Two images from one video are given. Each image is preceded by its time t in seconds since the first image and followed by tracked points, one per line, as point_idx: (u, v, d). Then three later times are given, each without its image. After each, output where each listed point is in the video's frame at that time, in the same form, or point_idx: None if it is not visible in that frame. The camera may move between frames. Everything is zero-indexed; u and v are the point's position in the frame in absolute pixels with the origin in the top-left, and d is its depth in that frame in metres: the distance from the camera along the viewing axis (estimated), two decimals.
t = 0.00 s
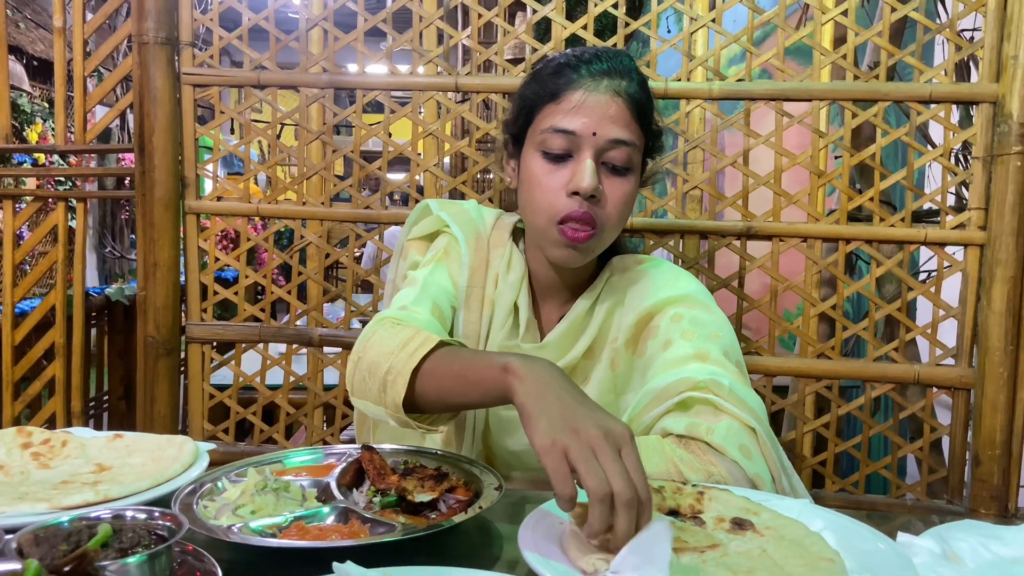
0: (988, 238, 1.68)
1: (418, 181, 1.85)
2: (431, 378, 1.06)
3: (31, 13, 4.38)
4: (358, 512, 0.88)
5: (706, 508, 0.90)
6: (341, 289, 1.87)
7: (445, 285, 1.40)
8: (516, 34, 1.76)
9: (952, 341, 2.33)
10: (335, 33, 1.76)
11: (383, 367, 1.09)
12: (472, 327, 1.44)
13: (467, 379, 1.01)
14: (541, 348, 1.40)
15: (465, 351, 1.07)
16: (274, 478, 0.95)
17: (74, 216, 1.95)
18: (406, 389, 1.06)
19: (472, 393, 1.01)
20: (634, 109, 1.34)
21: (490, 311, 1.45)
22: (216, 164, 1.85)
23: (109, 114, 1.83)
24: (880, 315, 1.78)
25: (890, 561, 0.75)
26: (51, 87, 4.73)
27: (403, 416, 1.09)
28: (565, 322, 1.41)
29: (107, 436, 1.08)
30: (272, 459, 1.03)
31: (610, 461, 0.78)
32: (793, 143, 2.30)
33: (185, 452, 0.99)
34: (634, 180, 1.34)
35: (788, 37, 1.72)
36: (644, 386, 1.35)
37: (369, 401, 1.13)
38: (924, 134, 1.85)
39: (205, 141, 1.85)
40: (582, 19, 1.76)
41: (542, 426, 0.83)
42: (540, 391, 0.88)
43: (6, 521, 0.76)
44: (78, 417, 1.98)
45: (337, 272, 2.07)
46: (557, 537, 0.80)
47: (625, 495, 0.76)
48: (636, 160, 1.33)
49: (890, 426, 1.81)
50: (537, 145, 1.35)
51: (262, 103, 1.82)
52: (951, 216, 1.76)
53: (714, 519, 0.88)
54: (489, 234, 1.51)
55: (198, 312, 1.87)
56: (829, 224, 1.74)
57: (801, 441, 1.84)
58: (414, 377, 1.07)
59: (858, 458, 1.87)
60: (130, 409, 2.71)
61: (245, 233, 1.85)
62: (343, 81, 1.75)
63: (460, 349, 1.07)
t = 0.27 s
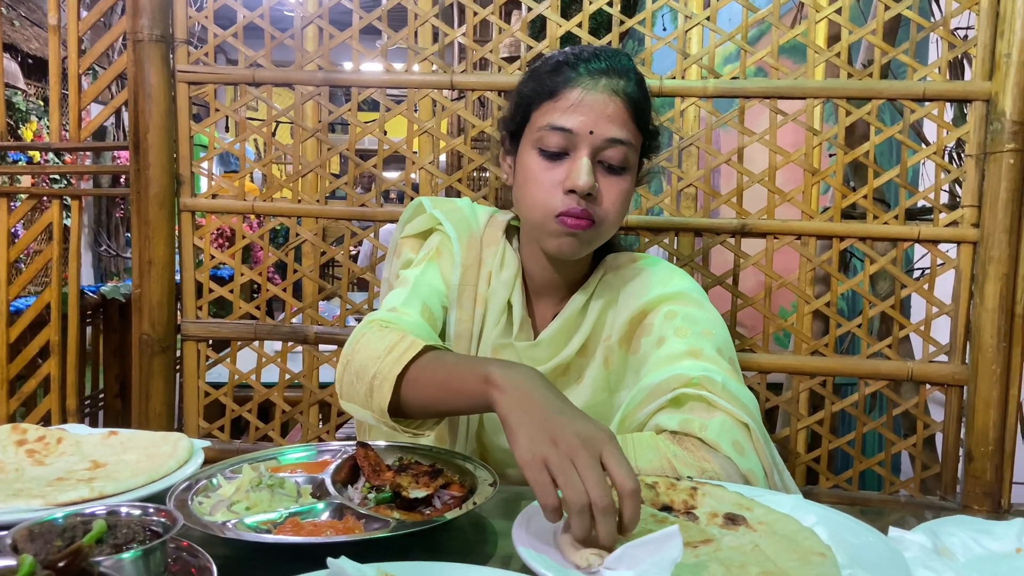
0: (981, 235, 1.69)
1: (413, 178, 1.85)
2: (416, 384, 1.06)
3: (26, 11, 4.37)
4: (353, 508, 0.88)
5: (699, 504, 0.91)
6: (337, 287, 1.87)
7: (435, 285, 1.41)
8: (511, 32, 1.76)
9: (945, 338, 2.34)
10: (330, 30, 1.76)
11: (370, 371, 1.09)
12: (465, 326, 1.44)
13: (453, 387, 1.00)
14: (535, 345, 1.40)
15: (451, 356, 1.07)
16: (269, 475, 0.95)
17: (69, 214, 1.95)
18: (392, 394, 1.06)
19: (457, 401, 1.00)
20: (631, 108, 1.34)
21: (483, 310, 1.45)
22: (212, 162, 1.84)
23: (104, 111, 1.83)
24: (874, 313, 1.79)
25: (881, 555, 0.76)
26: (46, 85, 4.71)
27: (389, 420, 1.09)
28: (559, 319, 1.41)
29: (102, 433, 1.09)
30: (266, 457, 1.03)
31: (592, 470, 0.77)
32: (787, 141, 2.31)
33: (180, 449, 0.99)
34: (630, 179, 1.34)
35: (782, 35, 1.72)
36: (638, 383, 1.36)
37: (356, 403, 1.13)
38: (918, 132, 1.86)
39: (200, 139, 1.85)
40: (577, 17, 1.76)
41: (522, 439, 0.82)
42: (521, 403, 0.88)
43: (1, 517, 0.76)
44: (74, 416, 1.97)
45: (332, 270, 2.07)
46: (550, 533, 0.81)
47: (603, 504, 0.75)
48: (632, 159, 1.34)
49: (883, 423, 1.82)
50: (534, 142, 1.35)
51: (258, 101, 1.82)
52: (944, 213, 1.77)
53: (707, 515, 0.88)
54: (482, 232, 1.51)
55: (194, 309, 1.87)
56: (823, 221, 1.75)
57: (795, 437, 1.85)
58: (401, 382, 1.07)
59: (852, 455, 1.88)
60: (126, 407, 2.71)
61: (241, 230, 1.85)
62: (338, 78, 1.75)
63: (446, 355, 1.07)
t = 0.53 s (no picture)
0: (976, 234, 1.70)
1: (410, 178, 1.85)
2: (409, 385, 1.06)
3: (23, 10, 4.36)
4: (351, 506, 0.89)
5: (695, 501, 0.91)
6: (334, 286, 1.87)
7: (429, 283, 1.41)
8: (508, 32, 1.76)
9: (941, 336, 2.35)
10: (327, 30, 1.76)
11: (364, 370, 1.10)
12: (460, 324, 1.44)
13: (447, 388, 1.00)
14: (531, 343, 1.41)
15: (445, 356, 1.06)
16: (267, 473, 0.95)
17: (66, 214, 1.94)
18: (385, 393, 1.07)
19: (450, 402, 1.00)
20: (622, 106, 1.35)
21: (479, 308, 1.45)
22: (209, 161, 1.84)
23: (101, 111, 1.82)
24: (870, 311, 1.80)
25: (876, 551, 0.76)
26: (43, 84, 4.70)
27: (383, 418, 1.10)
28: (555, 317, 1.41)
29: (99, 432, 1.09)
30: (264, 455, 1.03)
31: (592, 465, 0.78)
32: (784, 140, 2.32)
33: (178, 448, 1.00)
34: (621, 177, 1.35)
35: (779, 35, 1.72)
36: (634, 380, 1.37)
37: (352, 403, 1.14)
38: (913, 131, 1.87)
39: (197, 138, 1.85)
40: (574, 16, 1.76)
41: (520, 441, 0.83)
42: (514, 405, 0.88)
43: None
44: (71, 415, 1.97)
45: (330, 269, 2.08)
46: (547, 530, 0.81)
47: (609, 491, 0.76)
48: (624, 157, 1.34)
49: (879, 421, 1.83)
50: (525, 141, 1.36)
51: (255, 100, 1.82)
52: (940, 212, 1.77)
53: (703, 512, 0.89)
54: (477, 231, 1.52)
55: (191, 309, 1.87)
56: (819, 220, 1.76)
57: (791, 435, 1.86)
58: (394, 382, 1.07)
59: (849, 453, 1.89)
60: (123, 407, 2.71)
61: (238, 230, 1.85)
62: (336, 78, 1.75)
63: (438, 355, 1.07)
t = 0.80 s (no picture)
0: (974, 235, 1.71)
1: (410, 179, 1.85)
2: (408, 383, 1.05)
3: (21, 10, 4.35)
4: (351, 507, 0.89)
5: (695, 502, 0.92)
6: (334, 287, 1.87)
7: (426, 280, 1.42)
8: (507, 33, 1.76)
9: (939, 336, 2.36)
10: (327, 31, 1.76)
11: (362, 365, 1.10)
12: (458, 322, 1.45)
13: (446, 388, 1.00)
14: (530, 342, 1.41)
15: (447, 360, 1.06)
16: (268, 474, 0.95)
17: (65, 215, 1.94)
18: (381, 390, 1.07)
19: (449, 403, 1.01)
20: (624, 106, 1.35)
21: (477, 306, 1.46)
22: (208, 162, 1.84)
23: (100, 112, 1.82)
24: (869, 312, 1.80)
25: (875, 551, 0.77)
26: (42, 85, 4.70)
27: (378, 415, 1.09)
28: (554, 316, 1.42)
29: (100, 433, 1.09)
30: (265, 456, 1.03)
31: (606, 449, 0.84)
32: (782, 141, 2.32)
33: (179, 449, 1.00)
34: (623, 176, 1.35)
35: (777, 36, 1.73)
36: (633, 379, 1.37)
37: (346, 397, 1.14)
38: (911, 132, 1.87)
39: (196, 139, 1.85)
40: (574, 18, 1.76)
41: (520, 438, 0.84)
42: (523, 407, 0.90)
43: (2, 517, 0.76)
44: (70, 416, 1.97)
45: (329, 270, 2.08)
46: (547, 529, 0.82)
47: (636, 465, 0.82)
48: (625, 156, 1.35)
49: (878, 421, 1.84)
50: (527, 139, 1.36)
51: (254, 102, 1.82)
52: (938, 213, 1.78)
53: (703, 513, 0.89)
54: (477, 230, 1.52)
55: (191, 309, 1.87)
56: (818, 221, 1.76)
57: (790, 436, 1.86)
58: (392, 379, 1.07)
59: (847, 453, 1.89)
60: (122, 407, 2.70)
61: (237, 231, 1.85)
62: (335, 79, 1.75)
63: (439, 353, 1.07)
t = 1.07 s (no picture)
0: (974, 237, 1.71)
1: (410, 181, 1.85)
2: (417, 382, 1.05)
3: (20, 11, 4.35)
4: (353, 510, 0.89)
5: (696, 505, 0.92)
6: (334, 289, 1.87)
7: (425, 281, 1.42)
8: (507, 36, 1.76)
9: (939, 338, 2.36)
10: (327, 33, 1.76)
11: (365, 361, 1.09)
12: (457, 323, 1.45)
13: (452, 392, 1.01)
14: (529, 343, 1.41)
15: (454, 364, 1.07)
16: (270, 477, 0.95)
17: (66, 216, 1.94)
18: (388, 387, 1.06)
19: (451, 404, 1.01)
20: (626, 110, 1.35)
21: (476, 307, 1.46)
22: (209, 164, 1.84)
23: (101, 114, 1.82)
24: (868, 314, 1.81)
25: (876, 555, 0.77)
26: (41, 86, 4.69)
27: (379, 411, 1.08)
28: (553, 318, 1.42)
29: (102, 436, 1.09)
30: (267, 459, 1.03)
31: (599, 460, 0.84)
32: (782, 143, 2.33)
33: (180, 451, 1.00)
34: (623, 180, 1.35)
35: (777, 39, 1.73)
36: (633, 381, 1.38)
37: (345, 390, 1.13)
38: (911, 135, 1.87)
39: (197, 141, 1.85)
40: (574, 21, 1.77)
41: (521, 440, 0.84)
42: (531, 416, 0.91)
43: (4, 520, 0.76)
44: (70, 418, 1.97)
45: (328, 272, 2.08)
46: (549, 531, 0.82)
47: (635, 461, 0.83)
48: (626, 160, 1.35)
49: (877, 423, 1.84)
50: (529, 142, 1.36)
51: (254, 104, 1.82)
52: (938, 215, 1.78)
53: (704, 516, 0.89)
54: (476, 231, 1.52)
55: (191, 311, 1.87)
56: (818, 224, 1.76)
57: (790, 438, 1.86)
58: (400, 378, 1.06)
59: (847, 455, 1.89)
60: (121, 409, 2.70)
61: (238, 233, 1.85)
62: (336, 81, 1.75)
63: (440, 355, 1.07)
